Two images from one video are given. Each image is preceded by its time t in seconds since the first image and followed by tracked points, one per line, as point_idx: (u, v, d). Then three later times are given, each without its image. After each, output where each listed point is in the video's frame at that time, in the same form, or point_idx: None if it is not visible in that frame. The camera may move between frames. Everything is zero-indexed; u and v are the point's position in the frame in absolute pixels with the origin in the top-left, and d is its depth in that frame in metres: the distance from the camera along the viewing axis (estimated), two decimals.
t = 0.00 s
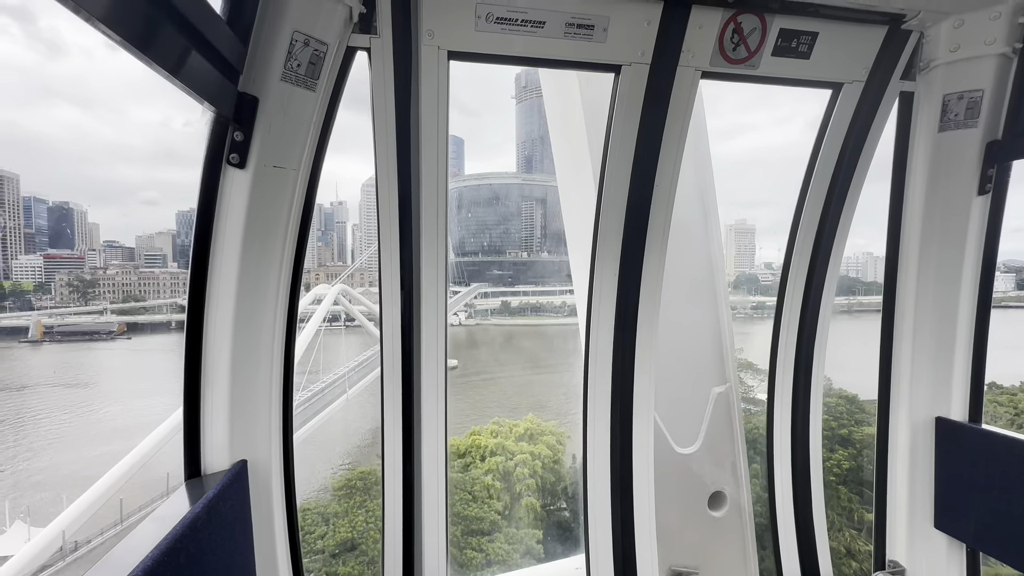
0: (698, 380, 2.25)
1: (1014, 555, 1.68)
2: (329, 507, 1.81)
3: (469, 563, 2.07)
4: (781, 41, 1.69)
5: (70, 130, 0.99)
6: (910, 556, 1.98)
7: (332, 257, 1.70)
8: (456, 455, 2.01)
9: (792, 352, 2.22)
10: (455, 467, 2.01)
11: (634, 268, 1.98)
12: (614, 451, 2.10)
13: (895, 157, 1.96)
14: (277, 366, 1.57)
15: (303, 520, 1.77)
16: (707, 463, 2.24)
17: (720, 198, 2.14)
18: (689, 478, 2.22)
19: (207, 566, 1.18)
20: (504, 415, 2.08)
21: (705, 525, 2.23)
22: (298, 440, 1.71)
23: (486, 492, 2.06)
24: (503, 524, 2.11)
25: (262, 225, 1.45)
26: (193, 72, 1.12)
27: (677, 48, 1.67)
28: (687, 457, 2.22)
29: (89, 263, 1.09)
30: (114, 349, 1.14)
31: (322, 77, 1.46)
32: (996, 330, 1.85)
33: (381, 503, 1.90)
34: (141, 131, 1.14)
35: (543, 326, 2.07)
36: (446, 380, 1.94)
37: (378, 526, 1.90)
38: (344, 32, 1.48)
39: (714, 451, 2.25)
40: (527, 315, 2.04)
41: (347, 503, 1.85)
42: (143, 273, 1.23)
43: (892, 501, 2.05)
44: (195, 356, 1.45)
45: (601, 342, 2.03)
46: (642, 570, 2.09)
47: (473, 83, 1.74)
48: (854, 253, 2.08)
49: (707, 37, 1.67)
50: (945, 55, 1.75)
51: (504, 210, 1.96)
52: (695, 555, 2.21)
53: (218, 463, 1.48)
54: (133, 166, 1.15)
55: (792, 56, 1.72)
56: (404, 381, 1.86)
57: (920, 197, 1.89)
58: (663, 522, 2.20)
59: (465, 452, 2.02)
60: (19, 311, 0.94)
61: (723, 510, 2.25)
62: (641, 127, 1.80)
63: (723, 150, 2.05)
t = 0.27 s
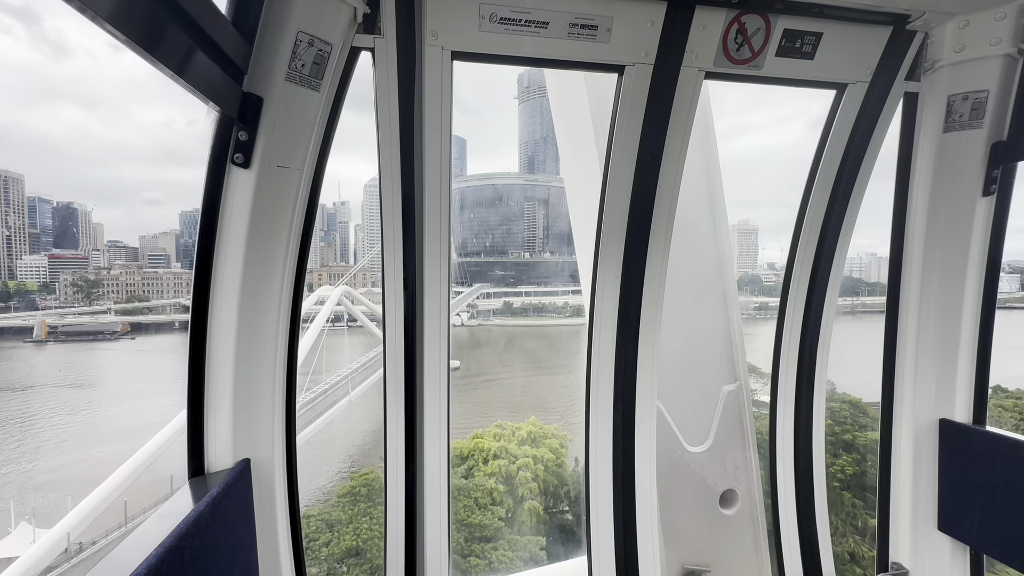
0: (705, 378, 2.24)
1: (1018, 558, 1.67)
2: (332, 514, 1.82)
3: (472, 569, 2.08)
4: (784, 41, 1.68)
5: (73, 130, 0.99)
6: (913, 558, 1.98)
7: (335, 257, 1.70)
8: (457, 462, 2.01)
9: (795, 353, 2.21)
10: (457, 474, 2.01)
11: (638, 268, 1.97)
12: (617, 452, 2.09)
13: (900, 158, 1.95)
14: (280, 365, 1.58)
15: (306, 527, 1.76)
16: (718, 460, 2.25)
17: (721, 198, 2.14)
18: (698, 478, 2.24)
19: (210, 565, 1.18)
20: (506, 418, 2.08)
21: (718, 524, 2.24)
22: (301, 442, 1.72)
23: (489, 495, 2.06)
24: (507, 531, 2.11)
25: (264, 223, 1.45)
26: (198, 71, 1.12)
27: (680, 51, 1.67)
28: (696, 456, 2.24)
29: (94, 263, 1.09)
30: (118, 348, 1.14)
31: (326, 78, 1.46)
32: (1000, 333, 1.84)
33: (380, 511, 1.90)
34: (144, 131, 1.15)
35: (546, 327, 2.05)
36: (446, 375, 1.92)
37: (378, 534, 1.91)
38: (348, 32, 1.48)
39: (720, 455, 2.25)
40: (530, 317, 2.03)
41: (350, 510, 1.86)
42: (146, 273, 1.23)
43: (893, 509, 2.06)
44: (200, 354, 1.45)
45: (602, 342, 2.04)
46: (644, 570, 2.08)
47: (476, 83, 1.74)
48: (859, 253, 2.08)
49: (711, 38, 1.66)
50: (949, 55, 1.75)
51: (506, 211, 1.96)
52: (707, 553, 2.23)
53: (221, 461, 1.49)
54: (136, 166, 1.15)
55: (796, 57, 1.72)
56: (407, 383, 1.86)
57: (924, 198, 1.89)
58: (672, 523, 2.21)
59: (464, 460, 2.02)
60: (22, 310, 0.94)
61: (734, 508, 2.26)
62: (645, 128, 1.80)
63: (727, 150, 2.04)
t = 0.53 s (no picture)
0: (714, 376, 2.26)
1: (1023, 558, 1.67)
2: (338, 520, 1.83)
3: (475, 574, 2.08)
4: (788, 40, 1.68)
5: (76, 130, 0.99)
6: (917, 557, 1.97)
7: (337, 257, 1.70)
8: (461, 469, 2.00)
9: (799, 352, 2.21)
10: (461, 481, 2.01)
11: (642, 267, 1.97)
12: (621, 452, 2.09)
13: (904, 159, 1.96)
14: (285, 364, 1.58)
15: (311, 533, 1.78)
16: (733, 457, 2.26)
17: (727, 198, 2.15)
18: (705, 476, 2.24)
19: (218, 563, 1.18)
20: (509, 421, 2.08)
21: (730, 520, 2.24)
22: (305, 442, 1.72)
23: (493, 498, 2.07)
24: (511, 537, 2.12)
25: (270, 223, 1.46)
26: (204, 72, 1.12)
27: (684, 50, 1.67)
28: (701, 455, 2.24)
29: (97, 263, 1.09)
30: (121, 348, 1.14)
31: (331, 78, 1.45)
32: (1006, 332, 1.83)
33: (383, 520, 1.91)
34: (146, 131, 1.15)
35: (548, 327, 2.05)
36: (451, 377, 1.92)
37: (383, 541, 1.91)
38: (353, 33, 1.48)
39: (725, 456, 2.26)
40: (532, 316, 2.03)
41: (355, 517, 1.87)
42: (149, 273, 1.23)
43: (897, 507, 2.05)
44: (205, 354, 1.46)
45: (606, 344, 2.03)
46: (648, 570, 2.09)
47: (478, 82, 1.74)
48: (863, 253, 2.08)
49: (715, 37, 1.66)
50: (953, 54, 1.74)
51: (507, 210, 1.95)
52: (724, 549, 2.23)
53: (228, 460, 1.50)
54: (139, 166, 1.15)
55: (800, 55, 1.71)
56: (412, 384, 1.86)
57: (928, 197, 1.89)
58: (680, 523, 2.21)
59: (464, 470, 2.01)
60: (28, 310, 0.95)
61: (745, 504, 2.26)
62: (648, 127, 1.80)
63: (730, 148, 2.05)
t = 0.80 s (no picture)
0: (722, 373, 2.28)
1: None
2: (342, 526, 1.83)
3: None
4: (792, 35, 1.67)
5: (78, 129, 0.99)
6: (923, 553, 1.96)
7: (339, 257, 1.70)
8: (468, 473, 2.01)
9: (802, 351, 2.20)
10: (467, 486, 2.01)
11: (645, 263, 1.96)
12: (625, 449, 2.09)
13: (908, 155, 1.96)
14: (290, 364, 1.58)
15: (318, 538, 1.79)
16: (744, 453, 2.27)
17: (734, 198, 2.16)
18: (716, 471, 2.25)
19: (226, 561, 1.18)
20: (511, 422, 2.07)
21: (740, 515, 2.25)
22: (309, 442, 1.72)
23: (495, 501, 2.05)
24: (514, 542, 2.10)
25: (274, 223, 1.47)
26: (206, 72, 1.13)
27: (686, 49, 1.67)
28: (705, 451, 2.24)
29: (100, 263, 1.09)
30: (123, 348, 1.14)
31: (333, 77, 1.46)
32: (1009, 326, 1.84)
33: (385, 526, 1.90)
34: (148, 131, 1.15)
35: (550, 327, 2.03)
36: (456, 382, 1.93)
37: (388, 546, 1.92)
38: (355, 31, 1.48)
39: (729, 454, 2.25)
40: (536, 316, 2.02)
41: (359, 522, 1.87)
42: (152, 273, 1.23)
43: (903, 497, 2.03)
44: (210, 354, 1.47)
45: (609, 342, 2.03)
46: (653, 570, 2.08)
47: (479, 80, 1.73)
48: (863, 253, 2.07)
49: (718, 31, 1.65)
50: (958, 48, 1.73)
51: (509, 208, 1.95)
52: (737, 545, 2.23)
53: (233, 459, 1.49)
54: (141, 166, 1.15)
55: (804, 50, 1.70)
56: (416, 383, 1.86)
57: (932, 194, 1.88)
58: (686, 518, 2.22)
59: (469, 473, 2.01)
60: (32, 310, 0.94)
61: (755, 499, 2.27)
62: (652, 124, 1.79)
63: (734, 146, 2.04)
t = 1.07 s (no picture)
0: (727, 373, 2.25)
1: None
2: (345, 531, 1.83)
3: None
4: (793, 26, 1.67)
5: (78, 129, 0.99)
6: (928, 548, 1.97)
7: (341, 257, 1.70)
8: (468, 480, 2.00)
9: (804, 349, 2.19)
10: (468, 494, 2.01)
11: (646, 258, 1.96)
12: (627, 447, 2.09)
13: (910, 149, 1.94)
14: (291, 364, 1.58)
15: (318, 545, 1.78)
16: (749, 448, 2.25)
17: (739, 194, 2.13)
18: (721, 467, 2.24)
19: (227, 559, 1.18)
20: (513, 423, 2.06)
21: (747, 509, 2.23)
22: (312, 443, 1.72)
23: (497, 502, 2.05)
24: (517, 546, 2.10)
25: (274, 222, 1.47)
26: (202, 69, 1.12)
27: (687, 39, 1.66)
28: (710, 448, 2.23)
29: (101, 263, 1.09)
30: (126, 348, 1.14)
31: (331, 72, 1.46)
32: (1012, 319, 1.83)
33: (388, 536, 1.91)
34: (149, 130, 1.14)
35: (552, 326, 2.02)
36: (458, 378, 1.93)
37: (385, 560, 1.92)
38: (353, 27, 1.48)
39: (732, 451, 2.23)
40: (537, 314, 2.01)
41: (364, 529, 1.88)
42: (155, 272, 1.23)
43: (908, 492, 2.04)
44: (211, 354, 1.47)
45: (610, 338, 2.02)
46: (657, 570, 2.08)
47: (478, 77, 1.73)
48: (865, 250, 2.06)
49: (718, 23, 1.65)
50: (961, 37, 1.72)
51: (509, 206, 1.94)
52: (742, 538, 2.23)
53: (235, 458, 1.49)
54: (141, 165, 1.15)
55: (805, 41, 1.69)
56: (417, 382, 1.87)
57: (935, 187, 1.88)
58: (691, 513, 2.21)
59: (471, 477, 2.01)
60: (33, 310, 0.94)
61: (764, 492, 2.25)
62: (652, 120, 1.79)
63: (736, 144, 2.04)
